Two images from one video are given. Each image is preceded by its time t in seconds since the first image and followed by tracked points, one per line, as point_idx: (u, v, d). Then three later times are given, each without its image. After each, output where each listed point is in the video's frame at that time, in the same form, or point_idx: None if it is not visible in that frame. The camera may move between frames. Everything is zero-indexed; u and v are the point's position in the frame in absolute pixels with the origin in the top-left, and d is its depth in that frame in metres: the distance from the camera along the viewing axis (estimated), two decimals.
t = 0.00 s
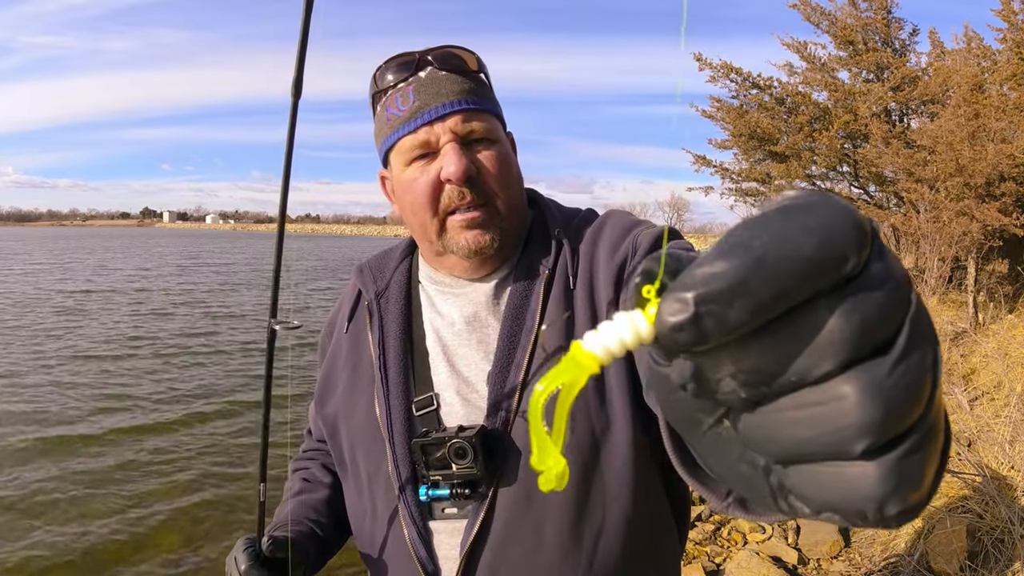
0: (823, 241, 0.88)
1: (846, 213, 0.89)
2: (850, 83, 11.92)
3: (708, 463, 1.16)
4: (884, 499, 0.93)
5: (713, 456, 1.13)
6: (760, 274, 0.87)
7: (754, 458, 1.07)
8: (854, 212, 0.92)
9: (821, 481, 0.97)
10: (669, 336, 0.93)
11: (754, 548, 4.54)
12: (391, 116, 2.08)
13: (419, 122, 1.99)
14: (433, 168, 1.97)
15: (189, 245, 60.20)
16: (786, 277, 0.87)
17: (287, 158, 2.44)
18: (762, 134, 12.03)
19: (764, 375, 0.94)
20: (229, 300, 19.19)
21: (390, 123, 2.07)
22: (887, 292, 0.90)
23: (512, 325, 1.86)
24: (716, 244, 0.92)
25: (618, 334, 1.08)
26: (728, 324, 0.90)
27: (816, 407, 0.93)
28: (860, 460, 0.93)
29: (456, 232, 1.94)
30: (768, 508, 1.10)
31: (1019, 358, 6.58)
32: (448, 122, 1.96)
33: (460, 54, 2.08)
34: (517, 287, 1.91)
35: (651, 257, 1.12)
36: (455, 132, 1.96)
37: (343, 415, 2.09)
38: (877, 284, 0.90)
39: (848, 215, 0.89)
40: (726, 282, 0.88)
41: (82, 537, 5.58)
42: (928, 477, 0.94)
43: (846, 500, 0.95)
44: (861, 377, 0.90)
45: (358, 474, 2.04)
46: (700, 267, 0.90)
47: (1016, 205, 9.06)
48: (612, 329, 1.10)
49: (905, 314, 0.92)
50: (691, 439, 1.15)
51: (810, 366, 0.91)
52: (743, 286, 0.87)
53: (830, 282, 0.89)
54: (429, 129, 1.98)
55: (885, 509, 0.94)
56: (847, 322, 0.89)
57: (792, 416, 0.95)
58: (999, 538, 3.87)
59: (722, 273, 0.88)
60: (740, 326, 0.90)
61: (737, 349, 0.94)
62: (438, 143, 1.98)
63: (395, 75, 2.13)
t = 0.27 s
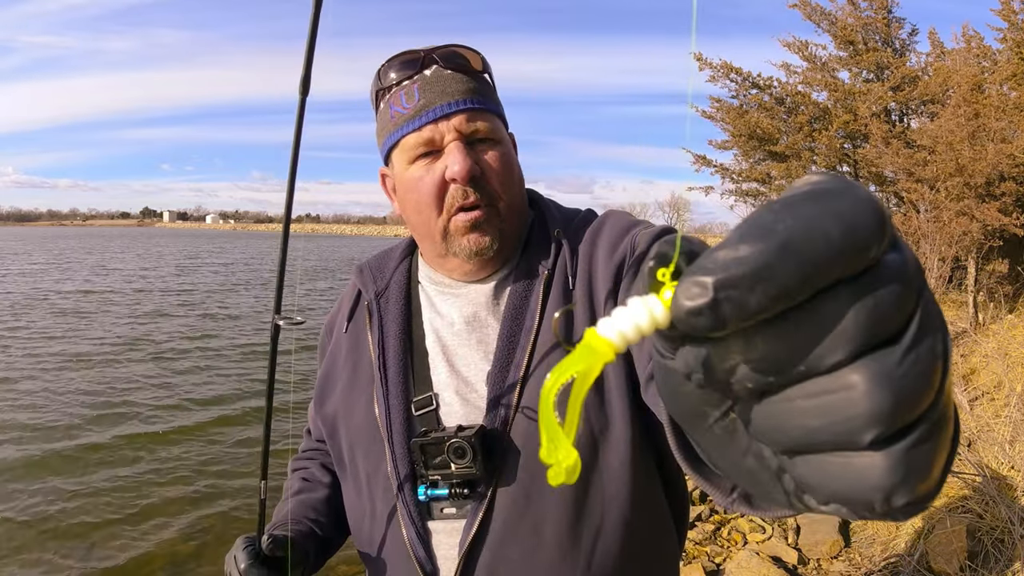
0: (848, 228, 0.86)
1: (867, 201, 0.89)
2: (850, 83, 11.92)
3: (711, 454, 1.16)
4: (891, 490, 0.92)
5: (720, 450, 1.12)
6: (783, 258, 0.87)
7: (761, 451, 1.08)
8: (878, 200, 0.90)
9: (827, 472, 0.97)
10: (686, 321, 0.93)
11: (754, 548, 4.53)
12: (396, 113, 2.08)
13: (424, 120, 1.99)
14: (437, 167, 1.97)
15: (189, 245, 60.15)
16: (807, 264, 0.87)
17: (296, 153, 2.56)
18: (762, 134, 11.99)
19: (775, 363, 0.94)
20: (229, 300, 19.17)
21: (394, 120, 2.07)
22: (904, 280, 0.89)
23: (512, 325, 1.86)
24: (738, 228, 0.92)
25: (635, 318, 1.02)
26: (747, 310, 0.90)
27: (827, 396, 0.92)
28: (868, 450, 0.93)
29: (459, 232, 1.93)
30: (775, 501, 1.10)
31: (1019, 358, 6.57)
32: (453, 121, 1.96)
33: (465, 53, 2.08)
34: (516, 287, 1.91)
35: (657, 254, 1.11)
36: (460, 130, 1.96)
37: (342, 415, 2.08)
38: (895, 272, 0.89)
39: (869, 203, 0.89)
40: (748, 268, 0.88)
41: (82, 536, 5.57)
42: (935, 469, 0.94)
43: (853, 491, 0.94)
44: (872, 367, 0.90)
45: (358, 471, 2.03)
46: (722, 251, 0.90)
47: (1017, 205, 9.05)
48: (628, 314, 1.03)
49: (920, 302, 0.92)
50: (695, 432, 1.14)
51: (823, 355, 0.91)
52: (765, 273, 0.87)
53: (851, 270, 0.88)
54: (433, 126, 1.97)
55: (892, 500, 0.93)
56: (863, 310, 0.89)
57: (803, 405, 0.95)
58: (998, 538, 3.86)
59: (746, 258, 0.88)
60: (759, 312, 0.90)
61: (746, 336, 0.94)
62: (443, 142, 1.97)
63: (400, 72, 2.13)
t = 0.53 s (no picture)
0: (843, 219, 0.87)
1: (863, 196, 0.89)
2: (850, 83, 11.91)
3: (711, 451, 1.16)
4: (894, 485, 0.91)
5: (720, 447, 1.12)
6: (779, 251, 0.87)
7: (761, 449, 1.08)
8: (872, 194, 0.92)
9: (826, 466, 0.96)
10: (680, 315, 0.92)
11: (754, 548, 4.53)
12: (395, 113, 2.08)
13: (423, 118, 1.98)
14: (436, 165, 1.97)
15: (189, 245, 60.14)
16: (804, 255, 0.87)
17: (295, 153, 2.56)
18: (762, 134, 11.98)
19: (775, 357, 0.93)
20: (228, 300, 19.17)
21: (393, 118, 2.07)
22: (899, 272, 0.90)
23: (512, 325, 1.85)
24: (735, 220, 0.92)
25: (629, 315, 1.02)
26: (745, 303, 0.89)
27: (825, 390, 0.92)
28: (866, 445, 0.92)
29: (456, 230, 1.93)
30: (778, 499, 1.09)
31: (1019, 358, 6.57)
32: (451, 119, 1.96)
33: (464, 53, 2.08)
34: (515, 287, 1.91)
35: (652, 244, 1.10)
36: (459, 129, 1.96)
37: (341, 415, 2.08)
38: (890, 264, 0.90)
39: (866, 199, 0.89)
40: (745, 260, 0.87)
41: (82, 538, 5.57)
42: (938, 462, 0.93)
43: (853, 486, 0.93)
44: (871, 359, 0.89)
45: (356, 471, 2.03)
46: (718, 244, 0.89)
47: (1017, 205, 9.05)
48: (622, 310, 1.04)
49: (915, 295, 0.92)
50: (693, 430, 1.14)
51: (822, 348, 0.90)
52: (762, 264, 0.87)
53: (849, 261, 0.88)
54: (432, 125, 1.97)
55: (894, 495, 0.92)
56: (861, 303, 0.89)
57: (800, 400, 0.94)
58: (998, 538, 3.86)
59: (741, 250, 0.88)
60: (756, 305, 0.89)
61: (744, 331, 0.94)
62: (442, 140, 1.97)
63: (400, 70, 2.12)
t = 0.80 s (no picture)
0: (854, 201, 0.86)
1: (874, 177, 0.88)
2: (850, 83, 11.91)
3: (711, 441, 1.14)
4: (898, 471, 0.92)
5: (722, 436, 1.10)
6: (789, 228, 0.85)
7: (763, 437, 1.07)
8: (882, 178, 0.90)
9: (829, 453, 0.96)
10: (687, 292, 0.90)
11: (754, 549, 4.53)
12: (392, 114, 2.07)
13: (419, 119, 1.98)
14: (432, 166, 1.97)
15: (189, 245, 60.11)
16: (812, 236, 0.86)
17: (292, 156, 2.56)
18: (762, 135, 11.95)
19: (780, 341, 0.93)
20: (228, 300, 19.15)
21: (389, 119, 2.07)
22: (908, 258, 0.89)
23: (510, 327, 1.85)
24: (744, 199, 0.90)
25: (635, 292, 0.98)
26: (752, 282, 0.87)
27: (831, 374, 0.91)
28: (871, 431, 0.93)
29: (454, 230, 1.93)
30: (778, 489, 1.09)
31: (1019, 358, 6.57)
32: (449, 120, 1.96)
33: (462, 53, 2.08)
34: (514, 288, 1.91)
35: (660, 221, 1.05)
36: (456, 130, 1.96)
37: (340, 415, 2.08)
38: (899, 249, 0.89)
39: (876, 180, 0.88)
40: (753, 237, 0.86)
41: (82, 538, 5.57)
42: (941, 449, 0.94)
43: (859, 471, 0.94)
44: (876, 345, 0.89)
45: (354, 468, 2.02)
46: (725, 220, 0.88)
47: (1017, 205, 9.05)
48: (628, 287, 1.00)
49: (921, 282, 0.92)
50: (694, 420, 1.12)
51: (827, 333, 0.90)
52: (770, 242, 0.86)
53: (857, 245, 0.88)
54: (429, 125, 1.97)
55: (899, 481, 0.93)
56: (869, 288, 0.88)
57: (808, 386, 0.94)
58: (998, 538, 3.86)
59: (750, 227, 0.86)
60: (763, 285, 0.88)
61: (751, 312, 0.93)
62: (438, 141, 1.97)
63: (397, 71, 2.12)
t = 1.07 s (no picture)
0: (850, 188, 0.87)
1: (870, 165, 0.90)
2: (850, 83, 11.91)
3: (719, 431, 1.15)
4: (902, 453, 0.91)
5: (729, 425, 1.11)
6: (791, 214, 0.87)
7: (770, 425, 1.07)
8: (878, 166, 0.92)
9: (834, 436, 0.96)
10: (693, 277, 0.90)
11: (754, 548, 4.53)
12: (396, 114, 2.08)
13: (423, 119, 1.99)
14: (436, 166, 1.97)
15: (189, 245, 60.12)
16: (813, 221, 0.87)
17: (302, 158, 2.59)
18: (762, 135, 11.92)
19: (783, 328, 0.94)
20: (229, 300, 19.15)
21: (394, 119, 2.08)
22: (908, 243, 0.90)
23: (514, 327, 1.86)
24: (747, 187, 0.91)
25: (644, 280, 0.99)
26: (757, 268, 0.88)
27: (834, 357, 0.92)
28: (876, 413, 0.92)
29: (459, 230, 1.94)
30: (784, 477, 1.09)
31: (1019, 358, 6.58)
32: (453, 120, 1.96)
33: (466, 53, 2.09)
34: (518, 287, 1.92)
35: (666, 211, 1.04)
36: (461, 130, 1.97)
37: (343, 414, 2.09)
38: (898, 235, 0.90)
39: (873, 168, 0.90)
40: (757, 223, 0.87)
41: (86, 542, 5.60)
42: (946, 432, 0.93)
43: (862, 453, 0.94)
44: (878, 327, 0.90)
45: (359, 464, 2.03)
46: (729, 207, 0.89)
47: (1017, 205, 9.06)
48: (637, 275, 1.00)
49: (923, 268, 0.92)
50: (701, 409, 1.13)
51: (829, 317, 0.91)
52: (773, 227, 0.86)
53: (856, 231, 0.89)
54: (434, 125, 1.98)
55: (903, 463, 0.92)
56: (869, 271, 0.89)
57: (811, 369, 0.94)
58: (998, 538, 3.86)
59: (753, 214, 0.87)
60: (768, 270, 0.88)
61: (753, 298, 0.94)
62: (443, 141, 1.98)
63: (402, 71, 2.13)
